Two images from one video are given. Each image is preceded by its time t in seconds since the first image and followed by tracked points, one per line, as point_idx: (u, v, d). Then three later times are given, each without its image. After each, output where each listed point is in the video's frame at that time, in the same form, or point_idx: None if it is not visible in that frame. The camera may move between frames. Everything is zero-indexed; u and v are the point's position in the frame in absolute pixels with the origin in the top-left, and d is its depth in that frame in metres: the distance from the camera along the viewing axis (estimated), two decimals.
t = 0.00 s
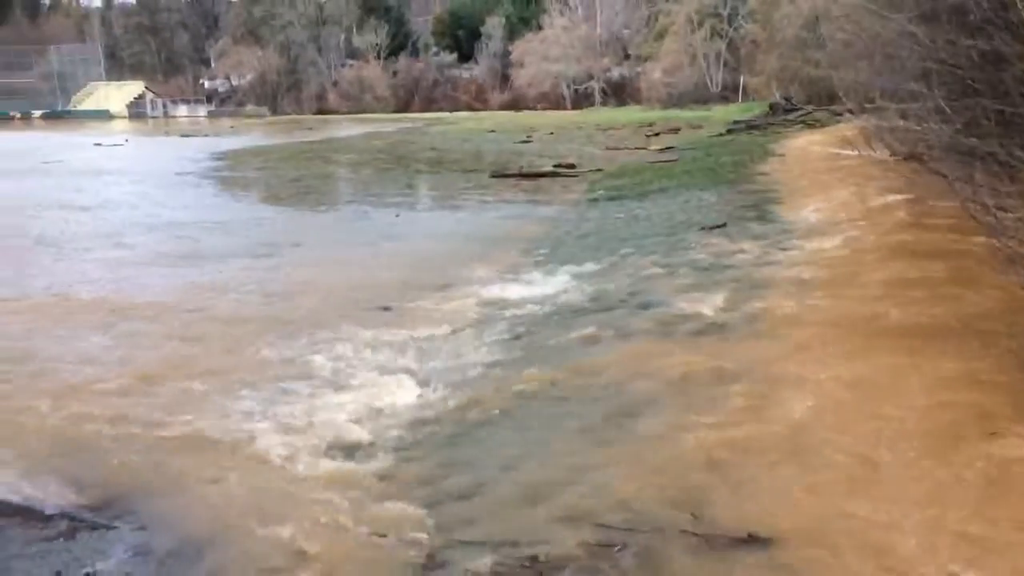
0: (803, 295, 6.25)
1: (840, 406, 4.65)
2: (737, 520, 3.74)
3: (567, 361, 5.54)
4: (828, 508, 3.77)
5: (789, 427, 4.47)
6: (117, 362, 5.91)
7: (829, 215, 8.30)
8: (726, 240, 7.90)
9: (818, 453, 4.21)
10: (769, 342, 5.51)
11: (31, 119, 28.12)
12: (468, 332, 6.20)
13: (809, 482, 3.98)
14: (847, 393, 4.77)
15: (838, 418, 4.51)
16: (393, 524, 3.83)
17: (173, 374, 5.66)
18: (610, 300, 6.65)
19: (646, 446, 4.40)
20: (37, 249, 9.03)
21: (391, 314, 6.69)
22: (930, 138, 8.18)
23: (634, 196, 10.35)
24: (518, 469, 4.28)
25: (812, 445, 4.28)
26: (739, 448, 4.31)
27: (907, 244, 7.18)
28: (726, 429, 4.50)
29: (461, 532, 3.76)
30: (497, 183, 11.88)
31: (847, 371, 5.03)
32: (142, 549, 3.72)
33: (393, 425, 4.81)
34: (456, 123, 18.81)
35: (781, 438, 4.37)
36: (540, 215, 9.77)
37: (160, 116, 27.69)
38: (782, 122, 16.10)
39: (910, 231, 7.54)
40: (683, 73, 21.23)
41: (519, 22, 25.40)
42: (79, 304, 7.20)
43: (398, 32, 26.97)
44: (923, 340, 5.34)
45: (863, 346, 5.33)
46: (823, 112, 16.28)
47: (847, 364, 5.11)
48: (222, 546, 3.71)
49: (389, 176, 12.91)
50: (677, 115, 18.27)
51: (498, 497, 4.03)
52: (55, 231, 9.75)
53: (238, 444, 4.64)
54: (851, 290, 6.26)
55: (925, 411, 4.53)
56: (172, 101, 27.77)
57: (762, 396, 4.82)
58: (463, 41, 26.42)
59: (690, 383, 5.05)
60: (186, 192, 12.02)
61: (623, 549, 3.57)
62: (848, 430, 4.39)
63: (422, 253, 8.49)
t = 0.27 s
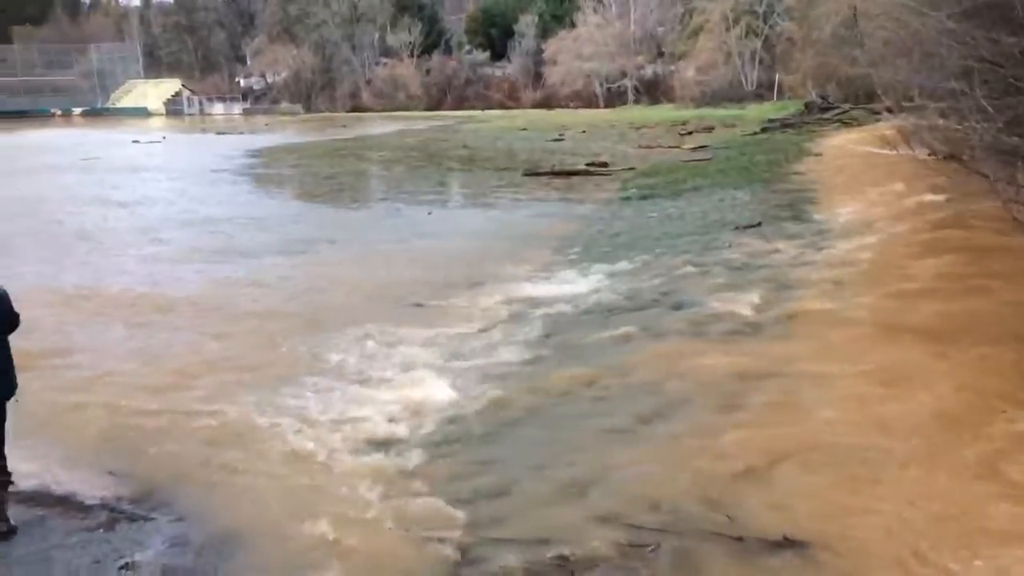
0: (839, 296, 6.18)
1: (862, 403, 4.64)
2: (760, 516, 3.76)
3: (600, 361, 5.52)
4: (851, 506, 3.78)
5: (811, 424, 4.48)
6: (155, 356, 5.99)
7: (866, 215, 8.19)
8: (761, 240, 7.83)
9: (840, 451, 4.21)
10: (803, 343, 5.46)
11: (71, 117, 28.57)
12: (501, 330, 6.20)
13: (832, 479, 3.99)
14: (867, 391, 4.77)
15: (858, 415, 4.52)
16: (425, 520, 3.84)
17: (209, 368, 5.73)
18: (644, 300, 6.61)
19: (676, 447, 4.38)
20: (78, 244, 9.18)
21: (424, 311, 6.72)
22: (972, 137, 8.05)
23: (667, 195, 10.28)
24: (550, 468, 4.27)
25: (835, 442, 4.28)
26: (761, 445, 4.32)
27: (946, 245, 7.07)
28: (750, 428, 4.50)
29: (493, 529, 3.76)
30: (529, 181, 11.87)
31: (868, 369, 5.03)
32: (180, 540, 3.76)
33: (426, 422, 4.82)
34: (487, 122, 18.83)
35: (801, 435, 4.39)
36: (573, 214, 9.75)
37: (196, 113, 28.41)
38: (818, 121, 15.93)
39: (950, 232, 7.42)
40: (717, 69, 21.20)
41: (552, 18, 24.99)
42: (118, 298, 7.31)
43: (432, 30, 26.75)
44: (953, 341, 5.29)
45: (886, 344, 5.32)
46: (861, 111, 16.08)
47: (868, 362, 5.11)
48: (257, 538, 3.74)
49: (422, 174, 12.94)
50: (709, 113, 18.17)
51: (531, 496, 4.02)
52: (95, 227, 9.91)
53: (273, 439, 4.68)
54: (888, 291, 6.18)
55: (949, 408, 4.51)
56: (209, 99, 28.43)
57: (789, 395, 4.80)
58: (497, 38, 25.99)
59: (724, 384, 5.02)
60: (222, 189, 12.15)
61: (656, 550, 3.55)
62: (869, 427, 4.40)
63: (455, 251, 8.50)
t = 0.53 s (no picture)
0: (873, 295, 6.11)
1: (887, 403, 4.62)
2: (792, 513, 3.74)
3: (631, 358, 5.51)
4: (882, 503, 3.76)
5: (837, 423, 4.46)
6: (190, 347, 6.07)
7: (902, 214, 8.08)
8: (794, 238, 7.76)
9: (868, 450, 4.19)
10: (837, 343, 5.41)
11: (108, 112, 28.99)
12: (532, 326, 6.21)
13: (862, 478, 3.97)
14: (890, 391, 4.75)
15: (882, 415, 4.50)
16: (456, 516, 3.85)
17: (243, 361, 5.79)
18: (676, 297, 6.58)
19: (706, 445, 4.35)
20: (115, 236, 9.34)
21: (454, 307, 6.74)
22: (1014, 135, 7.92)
23: (699, 193, 10.23)
24: (582, 465, 4.26)
25: (862, 441, 4.27)
26: (788, 444, 4.30)
27: (984, 245, 6.97)
28: (778, 427, 4.48)
29: (523, 526, 3.75)
30: (560, 177, 11.86)
31: (892, 370, 5.00)
32: (214, 530, 3.80)
33: (457, 417, 4.84)
34: (517, 118, 18.82)
35: (828, 434, 4.36)
36: (603, 210, 9.72)
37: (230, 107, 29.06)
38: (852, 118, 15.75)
39: (989, 232, 7.30)
40: (750, 66, 20.86)
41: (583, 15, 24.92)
42: (154, 291, 7.42)
43: (462, 26, 27.09)
44: (985, 344, 5.24)
45: (913, 344, 5.29)
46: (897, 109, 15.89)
47: (892, 362, 5.09)
48: (290, 530, 3.77)
49: (453, 169, 12.97)
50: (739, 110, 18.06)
51: (561, 493, 4.02)
52: (132, 220, 10.07)
53: (305, 432, 4.72)
54: (923, 291, 6.10)
55: (973, 408, 4.51)
56: (242, 94, 28.82)
57: (816, 395, 4.77)
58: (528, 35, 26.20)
59: (756, 383, 4.98)
60: (255, 184, 12.28)
61: (688, 549, 3.52)
62: (895, 426, 4.38)
63: (486, 247, 8.53)
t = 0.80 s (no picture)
0: (908, 295, 6.04)
1: (909, 403, 4.60)
2: (821, 514, 3.72)
3: (661, 357, 5.49)
4: (910, 503, 3.75)
5: (860, 424, 4.44)
6: (224, 343, 6.14)
7: (937, 213, 7.98)
8: (827, 237, 7.68)
9: (893, 452, 4.17)
10: (869, 344, 5.35)
11: (142, 111, 29.39)
12: (561, 324, 6.20)
13: (889, 479, 3.94)
14: (914, 390, 4.75)
15: (904, 413, 4.50)
16: (485, 513, 3.86)
17: (275, 356, 5.85)
18: (706, 296, 6.55)
19: (734, 446, 4.33)
20: (150, 233, 9.46)
21: (483, 305, 6.74)
22: None
23: (729, 191, 10.16)
24: (612, 464, 4.25)
25: (887, 442, 4.24)
26: (813, 446, 4.27)
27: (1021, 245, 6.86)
28: (803, 429, 4.44)
29: (554, 524, 3.75)
30: (589, 175, 11.83)
31: (918, 369, 4.98)
32: (246, 524, 3.83)
33: (486, 414, 4.84)
34: (546, 116, 18.81)
35: (852, 436, 4.34)
36: (633, 209, 9.66)
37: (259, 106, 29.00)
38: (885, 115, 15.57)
39: None
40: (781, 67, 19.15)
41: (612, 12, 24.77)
42: (187, 287, 7.50)
43: (492, 24, 27.00)
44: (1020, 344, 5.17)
45: (941, 344, 5.26)
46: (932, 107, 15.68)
47: (917, 361, 5.07)
48: (320, 526, 3.80)
49: (482, 167, 12.99)
50: (769, 108, 17.94)
51: (591, 491, 4.01)
52: (166, 217, 10.18)
53: (336, 427, 4.75)
54: (958, 291, 6.03)
55: (993, 406, 4.51)
56: (273, 92, 28.95)
57: (841, 398, 4.73)
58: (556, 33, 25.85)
59: (788, 383, 4.94)
60: (286, 181, 12.37)
61: (720, 549, 3.50)
62: (916, 425, 4.38)
63: (515, 244, 8.53)
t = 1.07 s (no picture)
0: (940, 299, 5.97)
1: (933, 404, 4.60)
2: (854, 516, 3.70)
3: (689, 359, 5.47)
4: (929, 501, 3.76)
5: (884, 425, 4.44)
6: (254, 342, 6.20)
7: (971, 215, 7.87)
8: (858, 239, 7.60)
9: (915, 451, 4.18)
10: (900, 347, 5.31)
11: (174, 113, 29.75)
12: (589, 326, 6.19)
13: (910, 478, 3.95)
14: (937, 391, 4.74)
15: (927, 414, 4.51)
16: (515, 514, 3.86)
17: (304, 356, 5.90)
18: (735, 299, 6.51)
19: (765, 450, 4.30)
20: (181, 234, 9.55)
21: (511, 306, 6.75)
22: None
23: (759, 193, 10.09)
24: (640, 466, 4.24)
25: (909, 442, 4.25)
26: (844, 448, 4.26)
27: None
28: (833, 431, 4.42)
29: (582, 526, 3.75)
30: (618, 177, 11.79)
31: (944, 370, 4.96)
32: (277, 521, 3.87)
33: (514, 415, 4.85)
34: (574, 117, 18.80)
35: (883, 437, 4.32)
36: (662, 211, 9.63)
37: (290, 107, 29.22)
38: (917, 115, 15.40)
39: None
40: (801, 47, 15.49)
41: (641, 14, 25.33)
42: (220, 287, 7.58)
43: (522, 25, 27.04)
44: None
45: (971, 347, 5.22)
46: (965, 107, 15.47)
47: (943, 362, 5.05)
48: (350, 524, 3.82)
49: (511, 169, 13.00)
50: (797, 108, 17.83)
51: (618, 493, 4.01)
52: (198, 218, 10.29)
53: (366, 426, 4.79)
54: (992, 295, 5.95)
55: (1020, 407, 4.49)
56: (304, 93, 28.79)
57: (872, 401, 4.70)
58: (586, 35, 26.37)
59: (818, 387, 4.91)
60: (315, 182, 12.45)
61: (750, 553, 3.49)
62: (938, 424, 4.39)
63: (542, 246, 8.54)
